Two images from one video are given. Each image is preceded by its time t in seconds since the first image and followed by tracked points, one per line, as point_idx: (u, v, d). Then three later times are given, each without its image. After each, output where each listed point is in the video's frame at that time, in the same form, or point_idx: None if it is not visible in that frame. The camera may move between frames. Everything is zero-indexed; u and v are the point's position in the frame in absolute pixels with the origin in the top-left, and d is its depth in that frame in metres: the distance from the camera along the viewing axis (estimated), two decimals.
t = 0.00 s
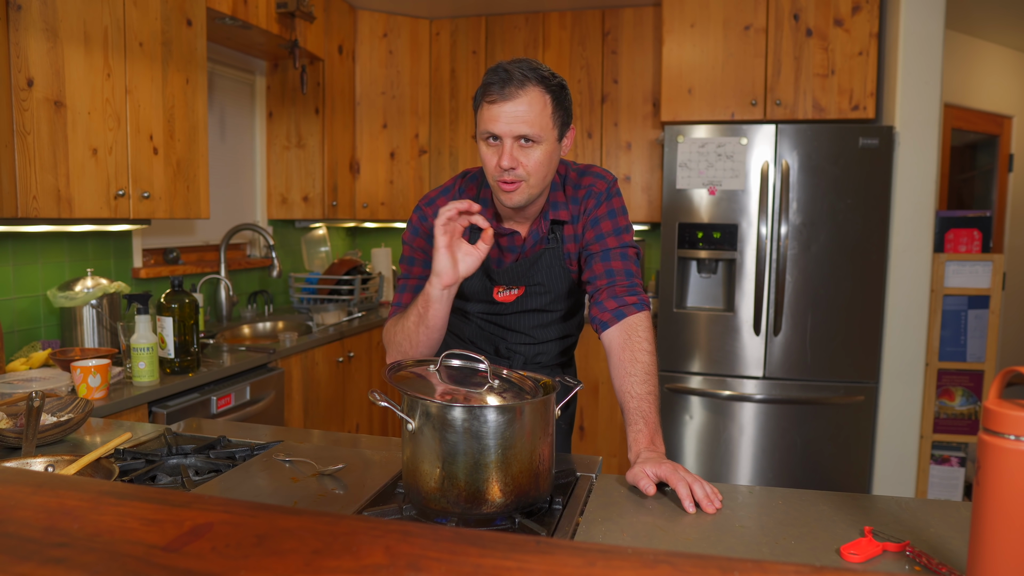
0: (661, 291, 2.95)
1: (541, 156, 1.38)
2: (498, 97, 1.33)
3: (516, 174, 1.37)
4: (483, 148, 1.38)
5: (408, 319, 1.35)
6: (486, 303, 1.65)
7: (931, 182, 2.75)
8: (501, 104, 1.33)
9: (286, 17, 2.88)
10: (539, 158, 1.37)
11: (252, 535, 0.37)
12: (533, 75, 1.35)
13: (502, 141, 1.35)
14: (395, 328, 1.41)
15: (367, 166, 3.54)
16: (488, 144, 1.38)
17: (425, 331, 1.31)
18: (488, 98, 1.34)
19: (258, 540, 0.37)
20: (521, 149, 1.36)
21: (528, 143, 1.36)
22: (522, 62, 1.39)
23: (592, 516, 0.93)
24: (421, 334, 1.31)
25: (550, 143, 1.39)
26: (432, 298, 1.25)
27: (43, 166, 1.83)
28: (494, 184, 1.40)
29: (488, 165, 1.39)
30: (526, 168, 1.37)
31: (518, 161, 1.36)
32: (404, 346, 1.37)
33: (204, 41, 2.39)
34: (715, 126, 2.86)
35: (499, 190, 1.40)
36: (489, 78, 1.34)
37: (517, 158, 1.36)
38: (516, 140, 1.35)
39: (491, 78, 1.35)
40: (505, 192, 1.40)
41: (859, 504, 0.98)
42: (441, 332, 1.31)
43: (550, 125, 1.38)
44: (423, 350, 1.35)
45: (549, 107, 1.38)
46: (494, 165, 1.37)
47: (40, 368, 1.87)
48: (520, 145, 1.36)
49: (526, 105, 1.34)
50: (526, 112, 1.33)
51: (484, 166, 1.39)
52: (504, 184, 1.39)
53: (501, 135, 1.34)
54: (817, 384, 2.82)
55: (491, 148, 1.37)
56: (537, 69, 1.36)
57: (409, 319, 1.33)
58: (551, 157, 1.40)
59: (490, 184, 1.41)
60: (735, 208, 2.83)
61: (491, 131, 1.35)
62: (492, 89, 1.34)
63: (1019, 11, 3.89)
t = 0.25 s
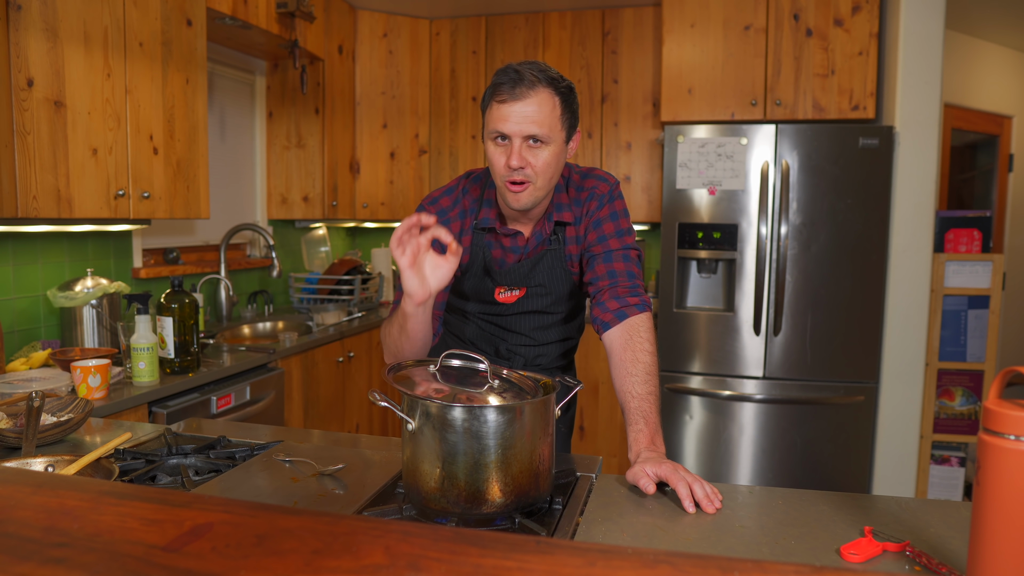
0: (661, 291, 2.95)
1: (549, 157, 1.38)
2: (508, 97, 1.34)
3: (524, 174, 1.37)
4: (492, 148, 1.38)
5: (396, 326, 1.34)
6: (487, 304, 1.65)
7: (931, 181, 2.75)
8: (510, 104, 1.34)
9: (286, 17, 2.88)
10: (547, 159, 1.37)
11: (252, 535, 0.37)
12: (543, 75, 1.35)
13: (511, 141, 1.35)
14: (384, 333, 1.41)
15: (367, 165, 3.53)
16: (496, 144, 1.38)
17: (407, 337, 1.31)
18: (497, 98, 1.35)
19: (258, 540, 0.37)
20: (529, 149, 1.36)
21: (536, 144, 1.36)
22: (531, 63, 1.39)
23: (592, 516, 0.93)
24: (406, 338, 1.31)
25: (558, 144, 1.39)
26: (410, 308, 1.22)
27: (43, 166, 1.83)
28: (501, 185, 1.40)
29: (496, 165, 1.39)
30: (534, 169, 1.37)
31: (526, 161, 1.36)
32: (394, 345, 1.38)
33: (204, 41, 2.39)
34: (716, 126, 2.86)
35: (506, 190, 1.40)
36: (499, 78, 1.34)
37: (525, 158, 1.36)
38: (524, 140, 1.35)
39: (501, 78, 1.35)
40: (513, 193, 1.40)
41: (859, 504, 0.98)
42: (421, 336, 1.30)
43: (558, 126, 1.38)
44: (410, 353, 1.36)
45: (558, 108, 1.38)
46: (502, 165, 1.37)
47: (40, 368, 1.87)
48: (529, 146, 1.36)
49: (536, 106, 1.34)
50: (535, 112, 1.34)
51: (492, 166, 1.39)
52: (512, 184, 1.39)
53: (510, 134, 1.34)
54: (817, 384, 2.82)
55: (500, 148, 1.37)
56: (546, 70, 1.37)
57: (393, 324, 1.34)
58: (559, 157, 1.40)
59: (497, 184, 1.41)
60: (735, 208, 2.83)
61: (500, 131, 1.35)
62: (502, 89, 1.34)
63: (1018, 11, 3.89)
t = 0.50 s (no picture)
0: (661, 291, 2.95)
1: (548, 157, 1.38)
2: (507, 98, 1.34)
3: (524, 174, 1.37)
4: (490, 148, 1.38)
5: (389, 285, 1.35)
6: (488, 303, 1.64)
7: (931, 182, 2.75)
8: (510, 104, 1.34)
9: (286, 17, 2.88)
10: (546, 159, 1.37)
11: (252, 535, 0.37)
12: (542, 76, 1.36)
13: (510, 142, 1.35)
14: (375, 301, 1.40)
15: (367, 166, 3.53)
16: (495, 144, 1.37)
17: (400, 290, 1.31)
18: (496, 99, 1.35)
19: (258, 540, 0.37)
20: (528, 150, 1.36)
21: (535, 144, 1.36)
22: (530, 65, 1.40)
23: (592, 516, 0.93)
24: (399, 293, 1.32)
25: (557, 144, 1.39)
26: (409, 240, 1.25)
27: (43, 166, 1.83)
28: (499, 185, 1.39)
29: (494, 165, 1.38)
30: (533, 169, 1.37)
31: (525, 161, 1.36)
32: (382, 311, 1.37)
33: (204, 41, 2.39)
34: (716, 126, 2.86)
35: (504, 191, 1.40)
36: (498, 78, 1.35)
37: (524, 158, 1.36)
38: (524, 140, 1.35)
39: (500, 79, 1.35)
40: (511, 193, 1.39)
41: (859, 504, 0.98)
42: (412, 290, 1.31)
43: (558, 127, 1.38)
44: (398, 318, 1.34)
45: (557, 109, 1.39)
46: (500, 165, 1.37)
47: (40, 368, 1.87)
48: (528, 146, 1.36)
49: (535, 106, 1.34)
50: (534, 113, 1.34)
51: (490, 166, 1.39)
52: (510, 185, 1.38)
53: (510, 134, 1.34)
54: (817, 384, 2.82)
55: (499, 148, 1.37)
56: (546, 71, 1.37)
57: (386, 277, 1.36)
58: (558, 158, 1.40)
59: (495, 185, 1.41)
60: (735, 208, 2.83)
61: (500, 131, 1.35)
62: (502, 89, 1.34)
63: (1018, 11, 3.89)
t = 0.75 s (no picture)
0: (661, 291, 2.95)
1: (559, 156, 1.38)
2: (523, 93, 1.33)
3: (533, 173, 1.37)
4: (502, 144, 1.38)
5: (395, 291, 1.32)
6: (487, 303, 1.65)
7: (931, 182, 2.75)
8: (524, 100, 1.33)
9: (286, 17, 2.88)
10: (558, 158, 1.37)
11: (252, 535, 0.37)
12: (559, 75, 1.35)
13: (523, 139, 1.35)
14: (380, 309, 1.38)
15: (368, 166, 3.53)
16: (506, 140, 1.37)
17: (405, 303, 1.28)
18: (512, 94, 1.34)
19: (258, 540, 0.37)
20: (540, 148, 1.36)
21: (547, 143, 1.36)
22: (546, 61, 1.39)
23: (592, 516, 0.93)
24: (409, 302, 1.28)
25: (570, 144, 1.39)
26: (410, 263, 1.17)
27: (43, 166, 1.83)
28: (508, 182, 1.40)
29: (505, 161, 1.38)
30: (543, 168, 1.37)
31: (536, 160, 1.36)
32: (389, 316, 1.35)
33: (203, 41, 2.39)
34: (716, 126, 2.86)
35: (512, 187, 1.40)
36: (514, 73, 1.34)
37: (535, 157, 1.36)
38: (536, 139, 1.35)
39: (517, 74, 1.34)
40: (519, 191, 1.40)
41: (859, 504, 0.98)
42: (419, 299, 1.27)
43: (570, 126, 1.38)
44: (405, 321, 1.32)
45: (571, 108, 1.38)
46: (511, 162, 1.37)
47: (40, 368, 1.87)
48: (540, 144, 1.36)
49: (550, 105, 1.34)
50: (548, 111, 1.34)
51: (500, 162, 1.39)
52: (519, 182, 1.39)
53: (522, 132, 1.34)
54: (817, 384, 2.82)
55: (511, 145, 1.37)
56: (562, 70, 1.37)
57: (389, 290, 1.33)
58: (569, 158, 1.40)
59: (504, 180, 1.41)
60: (735, 208, 2.83)
61: (512, 127, 1.35)
62: (517, 85, 1.34)
63: (1018, 11, 3.89)
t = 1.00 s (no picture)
0: (661, 291, 2.95)
1: (538, 154, 1.38)
2: (499, 93, 1.34)
3: (511, 171, 1.37)
4: (483, 144, 1.38)
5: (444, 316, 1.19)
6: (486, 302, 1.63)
7: (931, 182, 2.75)
8: (501, 100, 1.33)
9: (286, 17, 2.88)
10: (535, 157, 1.37)
11: (251, 535, 0.37)
12: (537, 73, 1.35)
13: (499, 138, 1.35)
14: (418, 323, 1.26)
15: (367, 166, 3.53)
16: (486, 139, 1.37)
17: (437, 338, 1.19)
18: (490, 93, 1.34)
19: (258, 540, 0.37)
20: (518, 147, 1.35)
21: (525, 142, 1.35)
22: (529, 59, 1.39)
23: (592, 516, 0.93)
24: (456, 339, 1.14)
25: (549, 143, 1.38)
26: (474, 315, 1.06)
27: (43, 166, 1.83)
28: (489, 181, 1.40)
29: (486, 161, 1.38)
30: (522, 166, 1.37)
31: (513, 159, 1.35)
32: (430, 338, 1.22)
33: (204, 41, 2.39)
34: (715, 126, 2.86)
35: (494, 186, 1.40)
36: (493, 73, 1.35)
37: (513, 155, 1.35)
38: (513, 138, 1.34)
39: (495, 74, 1.35)
40: (500, 189, 1.40)
41: (859, 504, 0.98)
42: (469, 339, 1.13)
43: (550, 124, 1.37)
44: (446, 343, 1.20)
45: (550, 105, 1.37)
46: (490, 161, 1.37)
47: (40, 368, 1.87)
48: (517, 143, 1.35)
49: (526, 103, 1.33)
50: (523, 110, 1.33)
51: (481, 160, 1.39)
52: (499, 181, 1.38)
53: (498, 131, 1.34)
54: (817, 384, 2.82)
55: (489, 144, 1.36)
56: (542, 67, 1.37)
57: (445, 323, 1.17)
58: (549, 156, 1.39)
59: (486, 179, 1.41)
60: (735, 208, 2.83)
61: (489, 126, 1.35)
62: (495, 84, 1.34)
63: (1018, 11, 3.89)
